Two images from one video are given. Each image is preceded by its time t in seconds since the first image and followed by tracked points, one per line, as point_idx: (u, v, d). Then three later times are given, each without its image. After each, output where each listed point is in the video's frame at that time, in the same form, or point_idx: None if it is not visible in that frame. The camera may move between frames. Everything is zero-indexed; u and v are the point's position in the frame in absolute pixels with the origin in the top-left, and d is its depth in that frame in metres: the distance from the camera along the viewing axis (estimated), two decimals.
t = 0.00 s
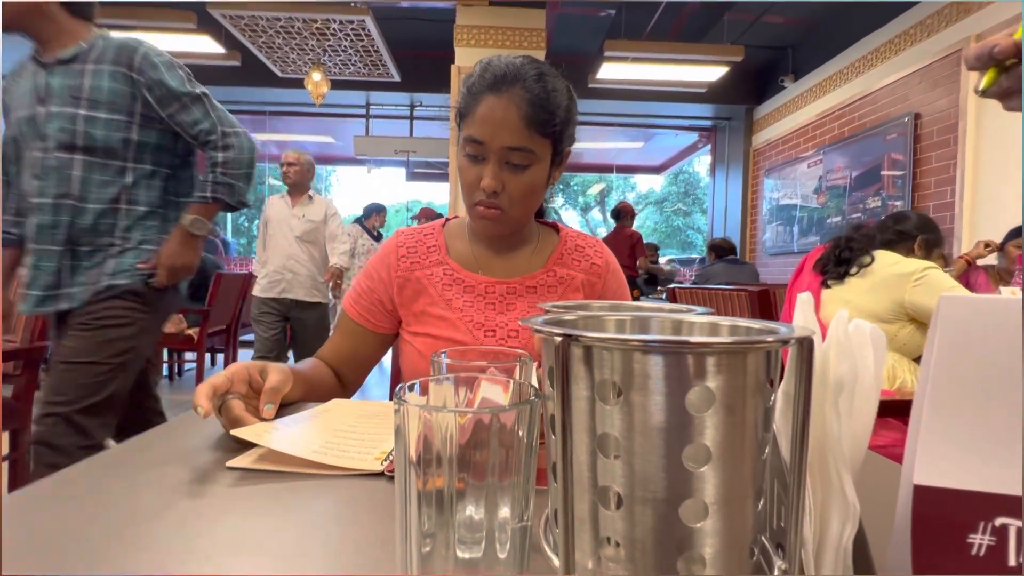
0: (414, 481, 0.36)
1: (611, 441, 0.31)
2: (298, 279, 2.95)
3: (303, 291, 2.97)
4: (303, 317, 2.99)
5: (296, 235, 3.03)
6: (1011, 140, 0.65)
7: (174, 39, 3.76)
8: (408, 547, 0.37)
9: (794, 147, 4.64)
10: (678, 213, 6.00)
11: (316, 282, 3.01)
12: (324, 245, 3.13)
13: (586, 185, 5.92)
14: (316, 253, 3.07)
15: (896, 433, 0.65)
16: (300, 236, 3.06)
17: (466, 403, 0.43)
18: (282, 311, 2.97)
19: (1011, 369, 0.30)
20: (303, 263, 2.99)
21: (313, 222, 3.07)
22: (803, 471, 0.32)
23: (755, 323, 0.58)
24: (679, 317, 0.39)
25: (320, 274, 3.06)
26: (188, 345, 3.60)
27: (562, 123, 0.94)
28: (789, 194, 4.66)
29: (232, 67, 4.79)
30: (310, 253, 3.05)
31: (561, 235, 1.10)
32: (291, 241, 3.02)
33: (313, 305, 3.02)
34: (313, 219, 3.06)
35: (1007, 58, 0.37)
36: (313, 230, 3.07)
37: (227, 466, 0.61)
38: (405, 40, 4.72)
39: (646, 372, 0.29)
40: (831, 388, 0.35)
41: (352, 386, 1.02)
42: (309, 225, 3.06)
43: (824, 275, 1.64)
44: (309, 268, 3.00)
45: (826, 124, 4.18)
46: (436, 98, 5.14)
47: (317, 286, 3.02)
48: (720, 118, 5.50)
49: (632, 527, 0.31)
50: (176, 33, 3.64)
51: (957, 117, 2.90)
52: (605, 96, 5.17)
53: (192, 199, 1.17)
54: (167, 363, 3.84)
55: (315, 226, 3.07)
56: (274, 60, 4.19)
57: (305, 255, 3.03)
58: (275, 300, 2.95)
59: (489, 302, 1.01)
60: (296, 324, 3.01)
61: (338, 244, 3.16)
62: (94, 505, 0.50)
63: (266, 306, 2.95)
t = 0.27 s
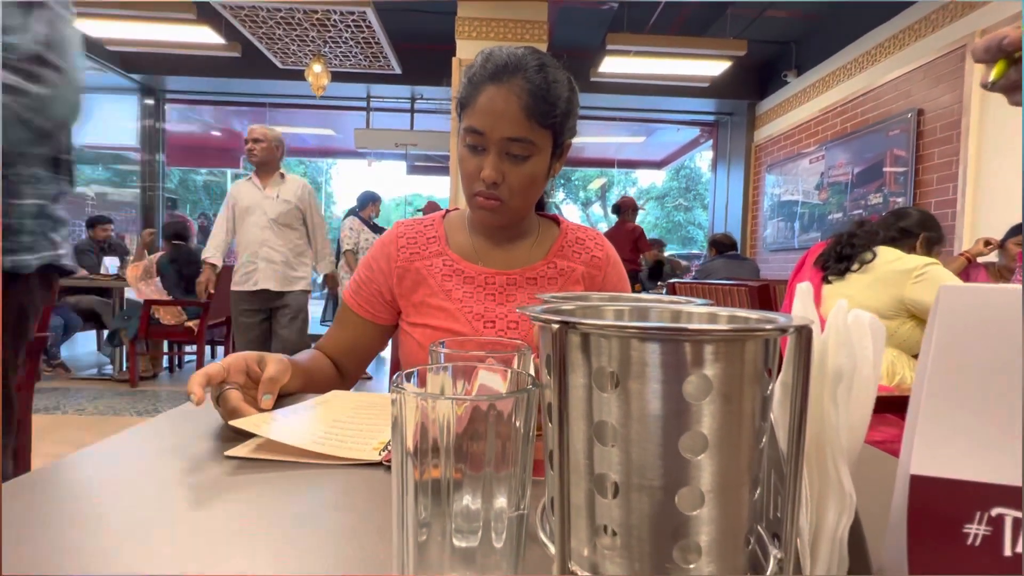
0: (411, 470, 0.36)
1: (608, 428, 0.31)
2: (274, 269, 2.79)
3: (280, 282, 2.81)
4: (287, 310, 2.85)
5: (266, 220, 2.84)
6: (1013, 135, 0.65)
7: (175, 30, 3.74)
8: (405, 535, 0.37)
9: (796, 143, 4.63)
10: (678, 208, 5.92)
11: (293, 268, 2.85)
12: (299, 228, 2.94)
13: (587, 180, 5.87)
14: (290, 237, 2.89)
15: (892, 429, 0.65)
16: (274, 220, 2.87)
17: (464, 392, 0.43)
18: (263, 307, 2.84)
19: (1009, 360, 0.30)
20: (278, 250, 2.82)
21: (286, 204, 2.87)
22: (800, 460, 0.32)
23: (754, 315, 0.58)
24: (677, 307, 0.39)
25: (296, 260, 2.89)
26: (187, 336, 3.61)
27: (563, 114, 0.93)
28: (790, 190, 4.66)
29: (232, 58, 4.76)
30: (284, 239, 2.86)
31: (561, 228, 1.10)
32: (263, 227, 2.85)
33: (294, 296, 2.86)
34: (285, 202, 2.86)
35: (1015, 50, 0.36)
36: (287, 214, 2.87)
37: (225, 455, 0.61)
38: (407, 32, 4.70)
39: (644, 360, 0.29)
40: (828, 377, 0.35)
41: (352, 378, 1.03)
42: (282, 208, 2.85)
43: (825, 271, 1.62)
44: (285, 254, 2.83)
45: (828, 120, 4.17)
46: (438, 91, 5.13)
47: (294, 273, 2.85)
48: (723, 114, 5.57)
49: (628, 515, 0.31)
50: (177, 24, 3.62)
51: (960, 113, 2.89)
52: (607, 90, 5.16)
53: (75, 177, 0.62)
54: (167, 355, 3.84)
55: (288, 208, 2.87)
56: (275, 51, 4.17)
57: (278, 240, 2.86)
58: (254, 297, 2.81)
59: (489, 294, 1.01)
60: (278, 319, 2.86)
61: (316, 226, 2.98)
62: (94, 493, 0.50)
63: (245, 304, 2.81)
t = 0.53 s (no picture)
0: (410, 474, 0.36)
1: (606, 431, 0.31)
2: (251, 274, 2.55)
3: (257, 289, 2.56)
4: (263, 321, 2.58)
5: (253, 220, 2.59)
6: (1010, 140, 0.65)
7: (175, 33, 3.74)
8: (404, 538, 0.37)
9: (796, 145, 4.64)
10: (679, 210, 5.92)
11: (276, 275, 2.58)
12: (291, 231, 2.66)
13: (587, 182, 5.87)
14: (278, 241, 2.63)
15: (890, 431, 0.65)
16: (259, 220, 2.61)
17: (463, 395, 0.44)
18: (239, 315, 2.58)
19: (1003, 363, 0.30)
20: (261, 255, 2.57)
21: (274, 203, 2.58)
22: (796, 463, 0.32)
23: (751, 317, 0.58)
24: (675, 310, 0.40)
25: (283, 266, 2.63)
26: (187, 339, 3.56)
27: (564, 118, 0.94)
28: (790, 191, 4.66)
29: (233, 60, 4.77)
30: (270, 242, 2.61)
31: (562, 231, 1.10)
32: (247, 228, 2.61)
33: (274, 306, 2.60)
34: (272, 201, 2.59)
35: (1008, 58, 0.36)
36: (275, 214, 2.61)
37: (225, 458, 0.62)
38: (407, 34, 4.70)
39: (642, 364, 0.29)
40: (825, 380, 0.35)
41: (353, 381, 1.03)
42: (269, 207, 2.58)
43: (825, 274, 1.63)
44: (270, 259, 2.59)
45: (828, 121, 4.17)
46: (438, 93, 5.13)
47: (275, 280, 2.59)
48: (722, 116, 5.61)
49: (626, 517, 0.31)
50: (177, 27, 3.62)
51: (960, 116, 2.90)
52: (608, 92, 5.15)
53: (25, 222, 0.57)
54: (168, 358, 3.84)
55: (277, 207, 2.60)
56: (275, 54, 4.18)
57: (263, 244, 2.59)
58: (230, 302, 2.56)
59: (489, 297, 1.01)
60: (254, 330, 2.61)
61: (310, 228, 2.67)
62: (96, 496, 0.51)
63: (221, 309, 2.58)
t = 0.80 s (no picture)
0: (405, 480, 0.36)
1: (600, 436, 0.31)
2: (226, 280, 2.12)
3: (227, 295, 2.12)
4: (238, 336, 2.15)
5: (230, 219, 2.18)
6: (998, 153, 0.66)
7: (172, 39, 3.74)
8: (398, 545, 0.37)
9: (788, 157, 4.68)
10: (674, 220, 5.97)
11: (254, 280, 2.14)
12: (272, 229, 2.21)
13: (583, 191, 5.91)
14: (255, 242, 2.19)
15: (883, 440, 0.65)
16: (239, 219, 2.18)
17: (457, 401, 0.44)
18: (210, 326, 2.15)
19: (993, 370, 0.30)
20: (235, 259, 2.15)
21: (251, 198, 2.15)
22: (790, 469, 0.32)
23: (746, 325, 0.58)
24: (669, 317, 0.40)
25: (265, 270, 2.20)
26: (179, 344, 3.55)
27: (560, 127, 0.94)
28: (784, 203, 4.69)
29: (230, 67, 4.78)
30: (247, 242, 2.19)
31: (557, 240, 1.11)
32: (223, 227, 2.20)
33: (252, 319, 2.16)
34: (249, 194, 2.16)
35: (987, 73, 0.36)
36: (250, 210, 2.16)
37: (216, 464, 0.61)
38: (404, 43, 4.72)
39: (636, 369, 0.29)
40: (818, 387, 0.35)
41: (347, 388, 1.03)
42: (245, 203, 2.16)
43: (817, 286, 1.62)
44: (247, 263, 2.17)
45: (820, 134, 4.21)
46: (435, 102, 5.15)
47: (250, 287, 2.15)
48: (717, 127, 5.59)
49: (620, 523, 0.31)
50: (175, 33, 3.62)
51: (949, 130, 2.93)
52: (604, 103, 5.18)
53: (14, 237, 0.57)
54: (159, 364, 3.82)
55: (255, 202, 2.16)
56: (272, 61, 4.18)
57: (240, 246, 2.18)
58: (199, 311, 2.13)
59: (484, 304, 1.01)
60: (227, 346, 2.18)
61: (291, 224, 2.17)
62: (87, 500, 0.50)
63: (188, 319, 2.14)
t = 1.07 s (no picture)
0: (398, 491, 0.36)
1: (595, 445, 0.31)
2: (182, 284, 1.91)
3: (192, 301, 1.92)
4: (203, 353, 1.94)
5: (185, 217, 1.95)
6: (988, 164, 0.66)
7: (166, 46, 3.73)
8: (391, 555, 0.37)
9: (780, 166, 4.71)
10: (667, 228, 5.93)
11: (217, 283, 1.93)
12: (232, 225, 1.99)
13: (577, 200, 5.92)
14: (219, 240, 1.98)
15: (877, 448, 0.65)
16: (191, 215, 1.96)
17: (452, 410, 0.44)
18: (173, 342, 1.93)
19: (987, 378, 0.31)
20: (194, 260, 1.93)
21: (205, 191, 1.94)
22: (786, 478, 0.32)
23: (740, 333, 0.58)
24: (665, 326, 0.40)
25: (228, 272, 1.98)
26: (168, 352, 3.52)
27: (554, 136, 0.95)
28: (776, 211, 4.72)
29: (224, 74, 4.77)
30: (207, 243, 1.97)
31: (551, 247, 1.11)
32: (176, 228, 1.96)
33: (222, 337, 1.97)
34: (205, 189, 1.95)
35: (987, 88, 0.37)
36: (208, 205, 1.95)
37: (207, 474, 0.61)
38: (398, 51, 4.73)
39: (632, 378, 0.29)
40: (812, 396, 0.35)
41: (340, 397, 1.02)
42: (200, 197, 1.94)
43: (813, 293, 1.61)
44: (207, 265, 1.94)
45: (811, 143, 4.25)
46: (429, 110, 5.16)
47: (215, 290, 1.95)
48: (709, 136, 5.66)
49: (616, 533, 0.31)
50: (168, 40, 3.62)
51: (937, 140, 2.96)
52: (597, 111, 5.20)
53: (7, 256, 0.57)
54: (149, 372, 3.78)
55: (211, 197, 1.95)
56: (266, 69, 4.18)
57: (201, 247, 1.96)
58: (159, 324, 1.92)
59: (478, 312, 1.01)
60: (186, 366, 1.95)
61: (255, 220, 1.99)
62: (78, 512, 0.50)
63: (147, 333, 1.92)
